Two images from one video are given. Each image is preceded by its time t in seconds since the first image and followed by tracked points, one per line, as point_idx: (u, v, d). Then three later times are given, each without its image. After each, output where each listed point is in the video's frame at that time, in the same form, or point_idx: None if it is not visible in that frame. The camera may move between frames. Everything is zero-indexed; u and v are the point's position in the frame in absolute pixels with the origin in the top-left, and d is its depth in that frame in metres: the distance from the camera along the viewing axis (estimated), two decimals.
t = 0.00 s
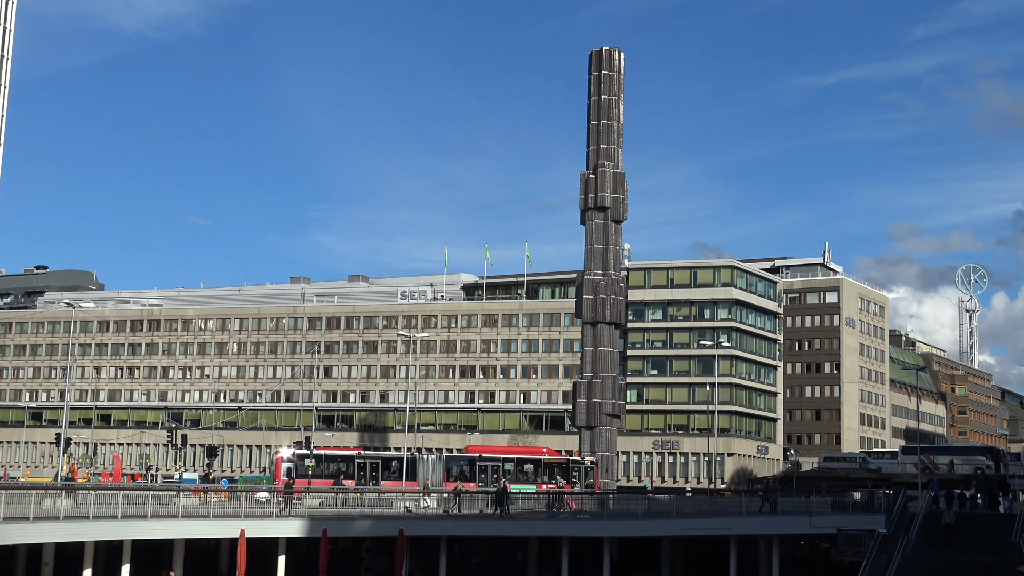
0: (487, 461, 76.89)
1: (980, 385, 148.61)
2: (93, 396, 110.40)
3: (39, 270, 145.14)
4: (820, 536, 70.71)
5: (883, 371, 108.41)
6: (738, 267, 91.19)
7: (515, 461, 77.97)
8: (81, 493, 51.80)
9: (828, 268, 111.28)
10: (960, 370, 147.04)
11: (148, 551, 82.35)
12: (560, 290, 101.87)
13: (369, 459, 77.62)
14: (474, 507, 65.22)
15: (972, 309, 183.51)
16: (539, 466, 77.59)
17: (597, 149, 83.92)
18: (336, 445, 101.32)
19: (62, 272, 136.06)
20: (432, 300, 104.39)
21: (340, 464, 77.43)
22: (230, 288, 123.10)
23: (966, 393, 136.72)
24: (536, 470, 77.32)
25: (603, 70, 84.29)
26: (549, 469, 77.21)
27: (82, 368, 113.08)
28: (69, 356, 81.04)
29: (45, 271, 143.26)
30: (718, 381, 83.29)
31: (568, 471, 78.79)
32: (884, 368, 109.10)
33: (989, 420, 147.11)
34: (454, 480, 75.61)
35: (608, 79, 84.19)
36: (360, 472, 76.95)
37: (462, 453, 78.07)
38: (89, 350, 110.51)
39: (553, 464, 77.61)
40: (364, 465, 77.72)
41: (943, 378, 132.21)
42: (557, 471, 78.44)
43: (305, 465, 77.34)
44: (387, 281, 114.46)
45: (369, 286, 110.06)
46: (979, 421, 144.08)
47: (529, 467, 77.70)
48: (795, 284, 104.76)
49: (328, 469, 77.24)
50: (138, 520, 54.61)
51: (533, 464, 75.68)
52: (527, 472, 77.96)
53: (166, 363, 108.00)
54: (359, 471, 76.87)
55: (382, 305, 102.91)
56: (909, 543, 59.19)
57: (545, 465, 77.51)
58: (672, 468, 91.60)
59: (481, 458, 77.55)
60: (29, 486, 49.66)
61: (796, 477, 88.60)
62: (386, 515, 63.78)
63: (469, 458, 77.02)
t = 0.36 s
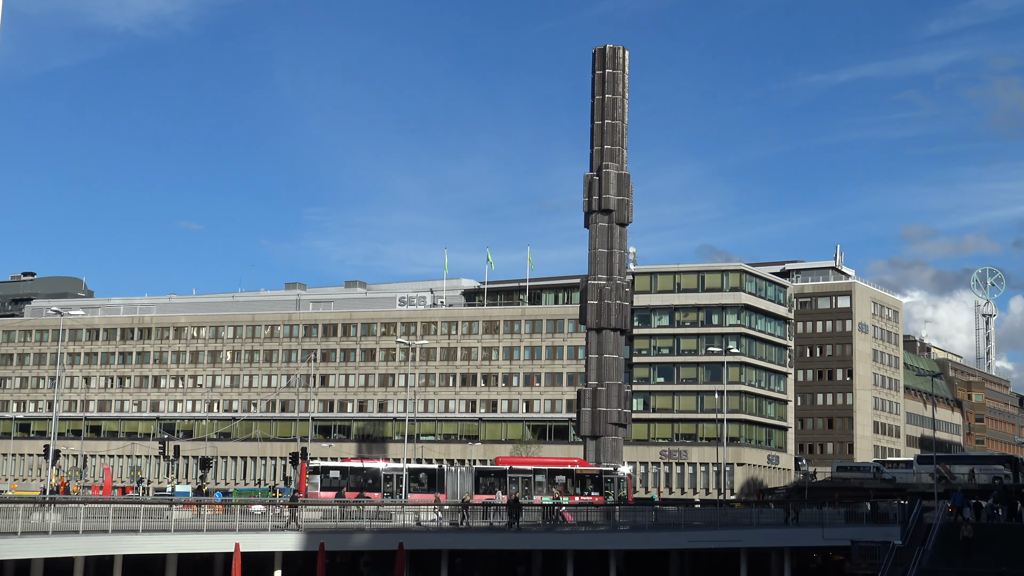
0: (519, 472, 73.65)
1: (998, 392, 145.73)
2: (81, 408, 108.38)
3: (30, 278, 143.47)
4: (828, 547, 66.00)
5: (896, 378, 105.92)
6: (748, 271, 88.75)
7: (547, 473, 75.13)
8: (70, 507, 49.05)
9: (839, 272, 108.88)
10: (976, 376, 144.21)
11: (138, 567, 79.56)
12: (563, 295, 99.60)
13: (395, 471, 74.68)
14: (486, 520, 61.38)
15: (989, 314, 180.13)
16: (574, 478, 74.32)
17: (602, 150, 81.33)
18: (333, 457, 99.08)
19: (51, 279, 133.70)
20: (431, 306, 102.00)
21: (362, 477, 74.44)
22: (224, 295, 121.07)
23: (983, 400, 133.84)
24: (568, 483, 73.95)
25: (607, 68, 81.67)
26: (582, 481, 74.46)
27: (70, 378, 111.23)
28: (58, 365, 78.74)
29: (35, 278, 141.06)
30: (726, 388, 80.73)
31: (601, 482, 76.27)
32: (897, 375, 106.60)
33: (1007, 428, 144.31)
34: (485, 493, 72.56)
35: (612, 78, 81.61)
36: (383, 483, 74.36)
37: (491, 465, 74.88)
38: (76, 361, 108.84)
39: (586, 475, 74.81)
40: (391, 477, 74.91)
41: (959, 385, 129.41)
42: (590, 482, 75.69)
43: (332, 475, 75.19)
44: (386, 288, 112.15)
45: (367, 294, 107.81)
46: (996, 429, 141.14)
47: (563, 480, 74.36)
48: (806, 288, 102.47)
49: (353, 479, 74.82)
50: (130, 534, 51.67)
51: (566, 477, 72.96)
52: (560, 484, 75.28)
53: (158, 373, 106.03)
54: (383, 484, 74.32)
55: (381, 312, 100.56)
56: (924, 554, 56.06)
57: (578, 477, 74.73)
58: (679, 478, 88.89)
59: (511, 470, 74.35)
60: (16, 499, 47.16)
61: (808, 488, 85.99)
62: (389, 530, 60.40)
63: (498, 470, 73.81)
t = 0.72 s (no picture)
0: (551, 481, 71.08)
1: (1013, 393, 142.81)
2: (70, 416, 106.30)
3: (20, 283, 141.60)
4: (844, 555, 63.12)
5: (908, 380, 103.45)
6: (756, 270, 86.41)
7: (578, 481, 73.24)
8: (60, 518, 46.10)
9: (848, 270, 106.47)
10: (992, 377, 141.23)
11: None
12: (565, 297, 97.30)
13: (423, 479, 72.59)
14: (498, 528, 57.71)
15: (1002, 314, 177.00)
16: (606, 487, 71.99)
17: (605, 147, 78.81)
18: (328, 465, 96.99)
19: (38, 284, 131.33)
20: (429, 309, 99.62)
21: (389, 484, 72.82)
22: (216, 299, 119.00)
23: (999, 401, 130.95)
24: (600, 493, 71.57)
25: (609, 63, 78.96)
26: (614, 488, 72.23)
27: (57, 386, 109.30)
28: (44, 372, 76.38)
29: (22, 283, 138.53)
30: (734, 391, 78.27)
31: (636, 489, 73.98)
32: (910, 377, 104.16)
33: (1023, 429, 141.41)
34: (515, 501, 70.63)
35: (614, 73, 79.01)
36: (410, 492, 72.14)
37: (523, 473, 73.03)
38: (63, 368, 107.03)
39: (618, 482, 72.75)
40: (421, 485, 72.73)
41: (975, 387, 126.69)
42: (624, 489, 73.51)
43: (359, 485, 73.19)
44: (384, 291, 109.77)
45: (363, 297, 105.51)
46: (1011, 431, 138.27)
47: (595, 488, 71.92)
48: (815, 288, 100.14)
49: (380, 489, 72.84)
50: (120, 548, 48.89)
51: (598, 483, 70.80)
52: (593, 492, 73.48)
53: (148, 380, 104.06)
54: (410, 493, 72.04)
55: (377, 315, 98.18)
56: (949, 540, 52.60)
57: (609, 484, 72.59)
58: (686, 484, 86.33)
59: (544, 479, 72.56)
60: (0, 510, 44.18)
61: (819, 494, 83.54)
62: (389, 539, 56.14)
63: (530, 478, 72.03)
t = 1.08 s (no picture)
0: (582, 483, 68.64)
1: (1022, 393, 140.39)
2: (54, 416, 104.08)
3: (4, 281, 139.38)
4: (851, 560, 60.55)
5: (917, 379, 101.13)
6: (761, 266, 84.03)
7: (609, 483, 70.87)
8: (39, 521, 43.18)
9: (854, 266, 104.25)
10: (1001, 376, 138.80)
11: None
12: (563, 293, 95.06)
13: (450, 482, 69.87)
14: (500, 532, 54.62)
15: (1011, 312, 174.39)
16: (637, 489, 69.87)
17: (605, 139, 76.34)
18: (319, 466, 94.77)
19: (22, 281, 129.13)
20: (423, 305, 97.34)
21: (416, 486, 69.57)
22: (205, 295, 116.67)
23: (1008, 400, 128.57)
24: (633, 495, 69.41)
25: (609, 51, 76.33)
26: (645, 491, 70.08)
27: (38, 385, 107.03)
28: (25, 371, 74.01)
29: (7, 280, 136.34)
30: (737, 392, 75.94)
31: (666, 492, 71.79)
32: (919, 375, 101.89)
33: None
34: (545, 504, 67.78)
35: (614, 62, 76.44)
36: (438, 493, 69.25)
37: (552, 475, 70.43)
38: (45, 366, 104.87)
39: (649, 485, 70.57)
40: (446, 488, 70.35)
41: (984, 386, 124.41)
42: (653, 493, 71.19)
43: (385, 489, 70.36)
44: (378, 287, 107.46)
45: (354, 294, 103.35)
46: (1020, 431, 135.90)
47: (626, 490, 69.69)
48: (822, 284, 97.98)
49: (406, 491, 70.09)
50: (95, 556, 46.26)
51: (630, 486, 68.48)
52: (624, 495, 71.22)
53: (133, 378, 101.98)
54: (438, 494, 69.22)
55: (371, 312, 95.88)
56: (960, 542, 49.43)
57: (640, 487, 70.42)
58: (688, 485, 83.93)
59: (574, 481, 69.96)
60: None
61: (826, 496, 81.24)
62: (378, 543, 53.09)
63: (560, 480, 69.50)
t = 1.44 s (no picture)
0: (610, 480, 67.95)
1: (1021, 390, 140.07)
2: (48, 413, 103.70)
3: None
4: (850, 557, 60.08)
5: (916, 376, 100.85)
6: (759, 262, 83.71)
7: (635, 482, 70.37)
8: (34, 518, 42.50)
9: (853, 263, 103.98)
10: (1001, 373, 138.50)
11: None
12: (561, 290, 94.74)
13: (478, 480, 68.35)
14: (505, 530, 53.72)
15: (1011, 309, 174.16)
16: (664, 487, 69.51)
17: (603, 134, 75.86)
18: (316, 464, 94.28)
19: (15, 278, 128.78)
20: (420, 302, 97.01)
21: (444, 484, 67.84)
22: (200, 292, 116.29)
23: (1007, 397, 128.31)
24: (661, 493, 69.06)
25: (606, 46, 75.88)
26: (673, 490, 69.70)
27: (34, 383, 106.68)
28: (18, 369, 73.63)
29: None
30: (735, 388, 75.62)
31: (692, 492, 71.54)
32: (919, 372, 101.58)
33: None
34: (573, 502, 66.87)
35: (612, 57, 76.00)
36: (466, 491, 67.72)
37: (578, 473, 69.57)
38: (39, 364, 104.53)
39: (676, 484, 70.17)
40: (474, 487, 68.81)
41: (983, 383, 124.15)
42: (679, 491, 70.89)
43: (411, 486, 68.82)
44: (375, 284, 107.06)
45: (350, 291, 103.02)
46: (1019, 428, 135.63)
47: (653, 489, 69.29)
48: (821, 280, 97.82)
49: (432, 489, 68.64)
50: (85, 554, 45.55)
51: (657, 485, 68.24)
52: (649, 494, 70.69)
53: (128, 376, 101.72)
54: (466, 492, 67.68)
55: (367, 308, 95.52)
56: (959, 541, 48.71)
57: (668, 486, 70.04)
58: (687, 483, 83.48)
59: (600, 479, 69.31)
60: None
61: (825, 494, 80.87)
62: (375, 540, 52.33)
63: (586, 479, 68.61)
